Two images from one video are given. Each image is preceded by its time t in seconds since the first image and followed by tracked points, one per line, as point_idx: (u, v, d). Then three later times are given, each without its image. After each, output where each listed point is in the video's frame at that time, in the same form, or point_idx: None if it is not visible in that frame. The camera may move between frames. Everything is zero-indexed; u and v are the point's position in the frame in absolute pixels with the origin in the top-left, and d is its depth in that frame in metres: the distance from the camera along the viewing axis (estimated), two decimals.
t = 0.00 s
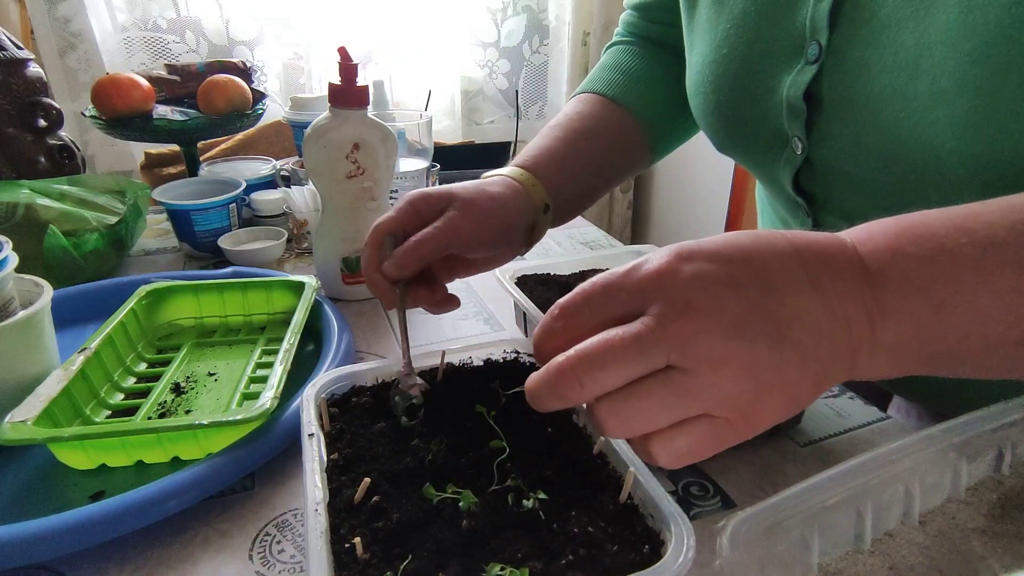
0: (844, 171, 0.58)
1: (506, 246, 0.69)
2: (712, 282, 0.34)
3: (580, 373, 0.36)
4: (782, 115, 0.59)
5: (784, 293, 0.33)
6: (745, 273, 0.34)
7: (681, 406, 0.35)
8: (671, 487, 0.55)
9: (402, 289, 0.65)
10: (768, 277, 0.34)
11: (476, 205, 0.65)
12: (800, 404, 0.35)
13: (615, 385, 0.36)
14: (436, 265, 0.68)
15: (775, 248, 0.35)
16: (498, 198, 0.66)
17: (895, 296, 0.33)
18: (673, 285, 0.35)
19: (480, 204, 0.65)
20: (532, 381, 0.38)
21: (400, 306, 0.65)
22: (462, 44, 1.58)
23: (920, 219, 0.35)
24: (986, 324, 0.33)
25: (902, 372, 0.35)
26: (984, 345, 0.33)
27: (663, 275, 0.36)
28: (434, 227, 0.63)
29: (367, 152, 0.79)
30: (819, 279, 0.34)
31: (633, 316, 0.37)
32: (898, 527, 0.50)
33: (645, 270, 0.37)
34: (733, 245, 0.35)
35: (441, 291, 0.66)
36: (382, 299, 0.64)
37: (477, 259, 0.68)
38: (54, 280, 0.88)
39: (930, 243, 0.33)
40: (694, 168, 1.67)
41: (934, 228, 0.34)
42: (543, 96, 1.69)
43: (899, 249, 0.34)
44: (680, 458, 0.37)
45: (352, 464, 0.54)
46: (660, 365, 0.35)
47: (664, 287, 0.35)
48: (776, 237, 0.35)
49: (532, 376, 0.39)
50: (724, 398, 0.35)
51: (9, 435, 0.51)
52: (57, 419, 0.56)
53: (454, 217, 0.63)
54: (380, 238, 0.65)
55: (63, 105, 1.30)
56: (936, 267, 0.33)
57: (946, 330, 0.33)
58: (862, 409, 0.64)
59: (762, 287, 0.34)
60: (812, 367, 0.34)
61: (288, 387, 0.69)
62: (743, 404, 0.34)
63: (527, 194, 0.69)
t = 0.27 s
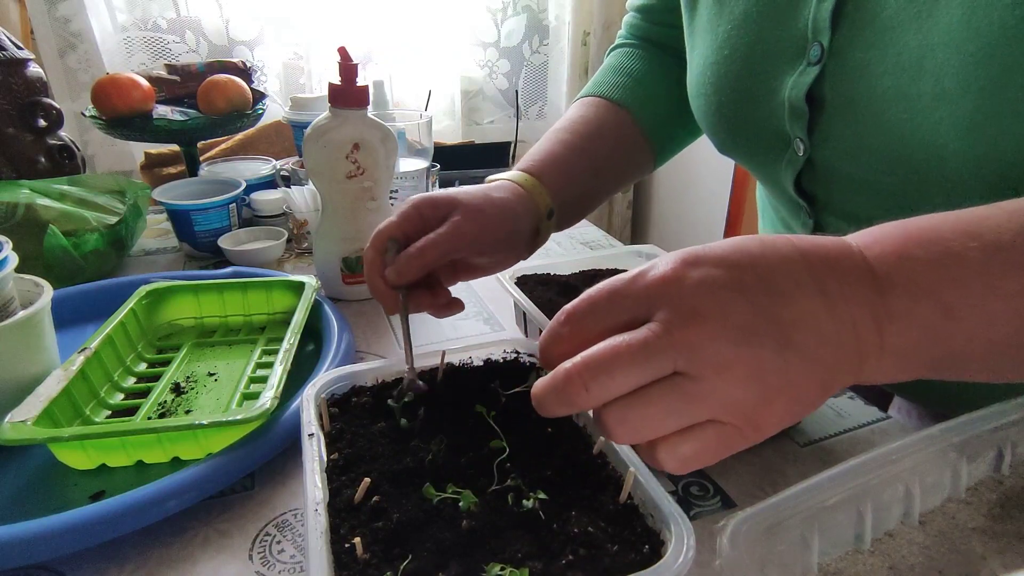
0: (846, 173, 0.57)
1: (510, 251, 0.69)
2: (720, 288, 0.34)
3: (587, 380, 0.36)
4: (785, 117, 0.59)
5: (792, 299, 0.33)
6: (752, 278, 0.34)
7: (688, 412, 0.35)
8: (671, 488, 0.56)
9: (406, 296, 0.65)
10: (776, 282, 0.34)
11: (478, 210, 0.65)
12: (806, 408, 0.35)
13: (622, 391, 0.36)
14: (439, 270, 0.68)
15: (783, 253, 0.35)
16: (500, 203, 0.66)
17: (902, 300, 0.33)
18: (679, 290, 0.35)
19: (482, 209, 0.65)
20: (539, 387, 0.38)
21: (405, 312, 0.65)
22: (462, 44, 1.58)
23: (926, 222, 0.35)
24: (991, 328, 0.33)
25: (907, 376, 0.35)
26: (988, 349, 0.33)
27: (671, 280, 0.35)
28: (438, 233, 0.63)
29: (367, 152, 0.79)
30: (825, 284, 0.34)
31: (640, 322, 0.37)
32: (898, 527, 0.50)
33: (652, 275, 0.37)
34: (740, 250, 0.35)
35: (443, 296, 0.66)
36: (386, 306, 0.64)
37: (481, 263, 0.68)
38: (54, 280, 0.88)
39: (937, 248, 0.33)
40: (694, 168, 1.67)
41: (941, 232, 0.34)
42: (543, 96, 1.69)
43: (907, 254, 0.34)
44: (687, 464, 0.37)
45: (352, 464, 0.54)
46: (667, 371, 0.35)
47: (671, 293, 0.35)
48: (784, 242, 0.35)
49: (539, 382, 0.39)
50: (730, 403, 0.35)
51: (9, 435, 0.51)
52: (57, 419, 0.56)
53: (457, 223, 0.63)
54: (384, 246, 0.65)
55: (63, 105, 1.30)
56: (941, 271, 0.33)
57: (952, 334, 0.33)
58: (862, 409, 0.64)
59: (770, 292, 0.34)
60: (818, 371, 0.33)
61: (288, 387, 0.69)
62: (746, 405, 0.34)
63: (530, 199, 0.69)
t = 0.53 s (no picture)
0: (850, 175, 0.57)
1: (504, 247, 0.69)
2: (729, 292, 0.34)
3: (596, 386, 0.35)
4: (790, 118, 0.59)
5: (800, 303, 0.33)
6: (760, 283, 0.34)
7: (698, 417, 0.35)
8: (672, 488, 0.56)
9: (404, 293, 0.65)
10: (785, 287, 0.34)
11: (472, 205, 0.65)
12: (815, 412, 0.35)
13: (632, 397, 0.36)
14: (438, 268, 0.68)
15: (791, 257, 0.35)
16: (495, 198, 0.67)
17: (911, 304, 0.33)
18: (688, 294, 0.35)
19: (477, 204, 0.65)
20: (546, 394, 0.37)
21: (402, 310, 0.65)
22: (462, 44, 1.58)
23: (935, 225, 0.35)
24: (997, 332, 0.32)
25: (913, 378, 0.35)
26: (993, 353, 0.33)
27: (679, 284, 0.35)
28: (433, 227, 0.63)
29: (367, 152, 0.79)
30: (834, 288, 0.34)
31: (648, 326, 0.37)
32: (898, 527, 0.50)
33: (660, 279, 0.37)
34: (747, 254, 0.35)
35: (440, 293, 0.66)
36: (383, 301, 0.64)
37: (478, 260, 0.68)
38: (54, 280, 0.88)
39: (947, 251, 0.33)
40: (694, 169, 1.67)
41: (951, 235, 0.34)
42: (542, 96, 1.69)
43: (915, 257, 0.34)
44: (697, 471, 0.37)
45: (352, 464, 0.54)
46: (676, 376, 0.35)
47: (679, 296, 0.35)
48: (791, 246, 0.35)
49: (545, 387, 0.38)
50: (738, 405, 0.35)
51: (9, 435, 0.51)
52: (57, 419, 0.56)
53: (451, 216, 0.63)
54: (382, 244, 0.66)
55: (63, 105, 1.30)
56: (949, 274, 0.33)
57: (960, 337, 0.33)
58: (862, 409, 0.64)
59: (778, 296, 0.34)
60: (827, 374, 0.33)
61: (288, 387, 0.69)
62: (754, 407, 0.34)
63: (525, 194, 0.69)
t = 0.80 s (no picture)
0: (851, 176, 0.57)
1: (499, 249, 0.69)
2: (731, 293, 0.34)
3: (597, 387, 0.35)
4: (791, 118, 0.59)
5: (803, 305, 0.33)
6: (763, 284, 0.34)
7: (699, 418, 0.35)
8: (671, 488, 0.56)
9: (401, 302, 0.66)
10: (788, 288, 0.34)
11: (462, 208, 0.65)
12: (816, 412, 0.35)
13: (632, 398, 0.36)
14: (437, 277, 0.69)
15: (793, 258, 0.35)
16: (485, 201, 0.67)
17: (914, 305, 0.33)
18: (690, 296, 0.35)
19: (466, 207, 0.66)
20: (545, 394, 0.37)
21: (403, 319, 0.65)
22: (462, 44, 1.58)
23: (937, 226, 0.35)
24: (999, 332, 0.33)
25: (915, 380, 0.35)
26: (995, 354, 0.33)
27: (680, 285, 0.35)
28: (422, 233, 0.64)
29: (366, 152, 0.79)
30: (837, 289, 0.34)
31: (649, 327, 0.37)
32: (898, 527, 0.50)
33: (661, 280, 0.36)
34: (749, 255, 0.35)
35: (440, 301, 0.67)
36: (381, 312, 0.65)
37: (474, 264, 0.68)
38: (53, 280, 0.88)
39: (951, 252, 0.33)
40: (694, 169, 1.68)
41: (952, 236, 0.34)
42: (542, 96, 1.69)
43: (918, 258, 0.34)
44: (696, 471, 0.37)
45: (352, 464, 0.54)
46: (677, 377, 0.35)
47: (681, 297, 0.35)
48: (794, 246, 0.35)
49: (546, 386, 0.38)
50: (741, 407, 0.35)
51: (8, 435, 0.51)
52: (57, 419, 0.56)
53: (441, 221, 0.64)
54: (378, 255, 0.67)
55: (63, 105, 1.30)
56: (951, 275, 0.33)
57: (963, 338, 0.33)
58: (862, 409, 0.64)
59: (780, 298, 0.34)
60: (828, 375, 0.34)
61: (288, 387, 0.69)
62: (756, 409, 0.34)
63: (516, 196, 0.69)
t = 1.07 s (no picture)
0: (852, 176, 0.57)
1: (499, 252, 0.69)
2: (732, 293, 0.34)
3: (597, 388, 0.35)
4: (792, 118, 0.58)
5: (804, 306, 0.33)
6: (764, 284, 0.34)
7: (699, 418, 0.35)
8: (672, 488, 0.56)
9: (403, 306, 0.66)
10: (789, 289, 0.34)
11: (462, 210, 0.66)
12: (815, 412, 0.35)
13: (632, 399, 0.36)
14: (438, 281, 0.69)
15: (794, 259, 0.34)
16: (486, 204, 0.67)
17: (914, 306, 0.33)
18: (691, 297, 0.35)
19: (467, 210, 0.66)
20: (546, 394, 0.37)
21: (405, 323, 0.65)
22: (462, 44, 1.58)
23: (937, 226, 0.35)
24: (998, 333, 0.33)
25: (915, 380, 0.35)
26: (994, 354, 0.33)
27: (680, 285, 0.35)
28: (425, 236, 0.64)
29: (367, 152, 0.79)
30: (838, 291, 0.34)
31: (649, 327, 0.37)
32: (898, 527, 0.50)
33: (662, 281, 0.36)
34: (750, 255, 0.35)
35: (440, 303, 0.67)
36: (382, 316, 0.65)
37: (474, 267, 0.68)
38: (53, 280, 0.88)
39: (949, 253, 0.34)
40: (694, 169, 1.68)
41: (952, 236, 0.34)
42: (543, 96, 1.69)
43: (919, 259, 0.34)
44: (695, 470, 0.37)
45: (352, 464, 0.54)
46: (677, 378, 0.35)
47: (682, 298, 0.35)
48: (795, 247, 0.35)
49: (547, 386, 0.38)
50: (741, 408, 0.35)
51: (8, 435, 0.51)
52: (57, 419, 0.56)
53: (440, 223, 0.64)
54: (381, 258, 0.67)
55: (63, 105, 1.30)
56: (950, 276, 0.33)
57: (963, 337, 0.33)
58: (862, 410, 0.64)
59: (781, 298, 0.33)
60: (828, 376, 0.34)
61: (288, 387, 0.69)
62: (757, 409, 0.34)
63: (516, 199, 0.69)
